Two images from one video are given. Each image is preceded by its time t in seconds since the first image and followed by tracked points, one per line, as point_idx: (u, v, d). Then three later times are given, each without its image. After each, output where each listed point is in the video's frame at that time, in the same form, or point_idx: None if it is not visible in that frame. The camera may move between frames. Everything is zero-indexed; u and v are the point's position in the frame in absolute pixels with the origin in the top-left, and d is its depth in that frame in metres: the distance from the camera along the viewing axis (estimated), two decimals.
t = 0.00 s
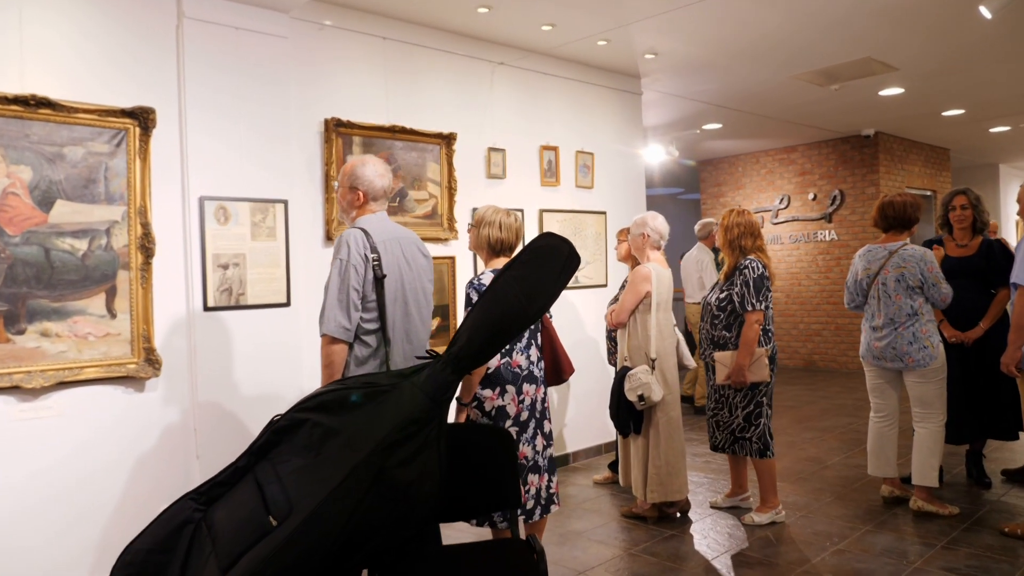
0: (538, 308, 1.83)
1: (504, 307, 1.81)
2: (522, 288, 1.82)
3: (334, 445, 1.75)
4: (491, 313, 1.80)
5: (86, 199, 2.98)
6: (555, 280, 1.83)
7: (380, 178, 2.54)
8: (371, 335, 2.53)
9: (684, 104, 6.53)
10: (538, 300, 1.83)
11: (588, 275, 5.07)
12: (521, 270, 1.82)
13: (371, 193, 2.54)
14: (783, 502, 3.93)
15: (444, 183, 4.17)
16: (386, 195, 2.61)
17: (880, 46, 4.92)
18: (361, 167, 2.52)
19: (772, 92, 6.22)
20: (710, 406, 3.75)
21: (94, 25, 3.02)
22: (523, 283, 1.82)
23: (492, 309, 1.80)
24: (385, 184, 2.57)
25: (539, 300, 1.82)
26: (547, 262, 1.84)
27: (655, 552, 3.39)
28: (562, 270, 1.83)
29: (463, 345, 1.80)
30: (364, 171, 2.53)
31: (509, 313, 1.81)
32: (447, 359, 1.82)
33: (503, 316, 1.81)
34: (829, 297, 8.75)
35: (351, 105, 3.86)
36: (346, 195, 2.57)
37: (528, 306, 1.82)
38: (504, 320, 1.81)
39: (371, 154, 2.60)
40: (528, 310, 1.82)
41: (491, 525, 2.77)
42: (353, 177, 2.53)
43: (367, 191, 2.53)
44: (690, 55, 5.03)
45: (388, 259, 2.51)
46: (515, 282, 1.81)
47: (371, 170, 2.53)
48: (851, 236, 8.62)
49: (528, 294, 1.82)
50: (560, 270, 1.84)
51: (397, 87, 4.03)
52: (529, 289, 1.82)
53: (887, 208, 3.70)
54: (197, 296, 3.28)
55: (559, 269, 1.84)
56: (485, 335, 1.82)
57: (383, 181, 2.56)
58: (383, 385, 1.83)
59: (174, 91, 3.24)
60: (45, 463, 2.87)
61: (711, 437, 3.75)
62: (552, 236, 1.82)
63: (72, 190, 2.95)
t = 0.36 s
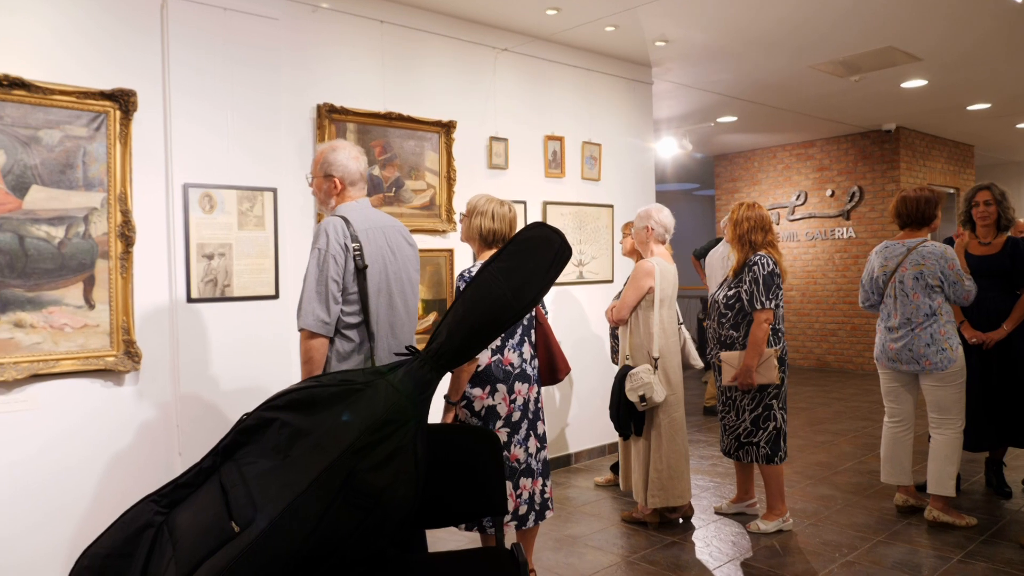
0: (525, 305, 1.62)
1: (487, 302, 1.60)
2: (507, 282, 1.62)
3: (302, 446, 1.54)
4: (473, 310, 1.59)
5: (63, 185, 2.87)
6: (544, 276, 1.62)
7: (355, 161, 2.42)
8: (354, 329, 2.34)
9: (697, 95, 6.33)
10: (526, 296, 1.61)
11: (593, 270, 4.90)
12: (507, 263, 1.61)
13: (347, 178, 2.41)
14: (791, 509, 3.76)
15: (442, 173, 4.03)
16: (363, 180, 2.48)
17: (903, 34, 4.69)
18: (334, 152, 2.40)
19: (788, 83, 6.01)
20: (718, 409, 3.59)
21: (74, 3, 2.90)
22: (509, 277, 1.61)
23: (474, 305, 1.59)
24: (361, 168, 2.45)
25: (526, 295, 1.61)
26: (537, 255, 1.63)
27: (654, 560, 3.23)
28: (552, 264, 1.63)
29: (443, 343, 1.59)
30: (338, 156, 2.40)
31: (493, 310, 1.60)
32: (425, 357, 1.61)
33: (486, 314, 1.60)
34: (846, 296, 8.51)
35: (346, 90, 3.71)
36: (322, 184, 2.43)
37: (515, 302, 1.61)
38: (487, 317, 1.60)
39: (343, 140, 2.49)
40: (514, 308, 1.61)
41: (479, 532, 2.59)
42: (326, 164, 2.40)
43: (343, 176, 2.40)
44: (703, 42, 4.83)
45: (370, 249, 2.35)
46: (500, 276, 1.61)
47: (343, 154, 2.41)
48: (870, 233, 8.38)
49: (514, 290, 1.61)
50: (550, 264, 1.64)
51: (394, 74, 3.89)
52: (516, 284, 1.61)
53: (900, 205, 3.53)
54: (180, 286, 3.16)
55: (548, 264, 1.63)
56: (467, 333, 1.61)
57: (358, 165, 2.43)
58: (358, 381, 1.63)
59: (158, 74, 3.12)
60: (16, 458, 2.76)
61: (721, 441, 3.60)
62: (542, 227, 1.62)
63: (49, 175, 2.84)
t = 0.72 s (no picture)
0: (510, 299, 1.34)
1: (464, 294, 1.31)
2: (490, 273, 1.33)
3: (261, 451, 1.24)
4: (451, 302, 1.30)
5: (31, 174, 2.73)
6: (531, 267, 1.35)
7: (321, 146, 2.25)
8: (330, 325, 2.18)
9: (704, 82, 6.13)
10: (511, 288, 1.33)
11: (595, 262, 4.72)
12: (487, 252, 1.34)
13: (314, 164, 2.25)
14: (801, 513, 3.58)
15: (435, 161, 3.87)
16: (332, 165, 2.31)
17: (918, 14, 4.49)
18: (298, 138, 2.22)
19: (799, 68, 5.79)
20: (723, 407, 3.42)
21: None
22: (491, 266, 1.33)
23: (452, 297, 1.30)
24: (327, 152, 2.28)
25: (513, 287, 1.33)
26: (522, 242, 1.36)
27: (655, 567, 3.07)
28: (539, 254, 1.36)
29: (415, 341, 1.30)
30: (302, 141, 2.23)
31: (473, 305, 1.31)
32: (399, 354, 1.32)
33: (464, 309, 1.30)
34: (858, 288, 8.30)
35: (333, 75, 3.55)
36: (288, 173, 2.27)
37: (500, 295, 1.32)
38: (466, 312, 1.30)
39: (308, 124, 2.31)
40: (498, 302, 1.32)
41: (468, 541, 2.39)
42: (290, 152, 2.24)
43: (309, 163, 2.23)
44: (709, 24, 4.64)
45: (345, 240, 2.20)
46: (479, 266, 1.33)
47: (306, 140, 2.24)
48: (883, 224, 8.16)
49: (496, 282, 1.33)
50: (537, 254, 1.37)
51: (384, 59, 3.72)
52: (499, 274, 1.33)
53: (924, 190, 3.32)
54: (156, 281, 3.03)
55: (535, 254, 1.36)
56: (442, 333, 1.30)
57: (324, 149, 2.26)
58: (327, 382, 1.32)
59: (131, 59, 2.98)
60: None
61: (726, 441, 3.43)
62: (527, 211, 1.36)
63: (15, 164, 2.70)
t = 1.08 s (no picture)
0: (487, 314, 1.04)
1: (436, 307, 1.00)
2: (468, 279, 1.03)
3: (215, 481, 1.00)
4: (421, 314, 1.00)
5: None
6: (511, 274, 1.06)
7: (285, 143, 2.12)
8: (298, 336, 2.03)
9: (705, 77, 5.96)
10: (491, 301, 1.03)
11: (592, 263, 4.56)
12: (463, 256, 1.03)
13: (278, 162, 2.12)
14: (809, 525, 3.41)
15: (423, 160, 3.71)
16: (298, 164, 2.18)
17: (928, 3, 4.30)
18: (259, 135, 2.10)
19: (803, 61, 5.62)
20: (727, 416, 3.26)
21: None
22: (470, 272, 1.03)
23: (421, 309, 0.99)
24: (293, 150, 2.15)
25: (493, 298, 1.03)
26: (505, 244, 1.06)
27: None
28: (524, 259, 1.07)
29: (375, 362, 1.00)
30: (263, 138, 2.11)
31: (444, 321, 1.01)
32: (361, 371, 1.03)
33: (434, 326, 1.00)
34: (865, 287, 8.11)
35: (315, 70, 3.39)
36: (251, 174, 2.14)
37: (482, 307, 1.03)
38: (437, 326, 1.00)
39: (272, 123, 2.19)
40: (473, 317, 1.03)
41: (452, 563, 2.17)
42: (252, 150, 2.11)
43: (273, 160, 2.10)
44: (709, 16, 4.46)
45: (314, 243, 2.04)
46: (455, 272, 1.02)
47: (269, 136, 2.12)
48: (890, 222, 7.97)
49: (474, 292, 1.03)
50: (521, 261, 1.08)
51: (368, 53, 3.56)
52: (477, 281, 1.03)
53: (936, 184, 3.15)
54: (127, 288, 2.88)
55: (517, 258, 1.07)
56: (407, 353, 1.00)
57: (288, 145, 2.14)
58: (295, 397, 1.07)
59: (98, 54, 2.82)
60: None
61: (730, 451, 3.26)
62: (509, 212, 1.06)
63: None
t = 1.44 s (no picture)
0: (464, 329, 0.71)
1: (403, 325, 0.68)
2: (442, 289, 0.69)
3: (168, 515, 0.70)
4: (387, 334, 0.68)
5: None
6: (497, 282, 0.71)
7: (250, 143, 1.99)
8: (264, 351, 1.89)
9: (712, 76, 5.79)
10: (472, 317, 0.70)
11: (594, 269, 4.40)
12: (437, 257, 0.70)
13: (242, 164, 1.99)
14: (824, 543, 3.23)
15: (415, 163, 3.57)
16: (266, 166, 2.06)
17: None
18: (221, 136, 1.98)
19: (813, 57, 5.44)
20: (735, 429, 3.08)
21: None
22: (442, 280, 0.69)
23: (387, 327, 0.68)
24: (260, 151, 2.03)
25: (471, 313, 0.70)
26: (483, 245, 0.71)
27: None
28: (507, 264, 0.72)
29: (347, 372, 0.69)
30: (226, 139, 1.99)
31: (413, 343, 0.68)
32: (325, 388, 0.72)
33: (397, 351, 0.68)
34: (880, 291, 7.89)
35: (301, 70, 3.25)
36: (216, 177, 2.02)
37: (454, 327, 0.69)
38: (405, 350, 0.68)
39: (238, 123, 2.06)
40: (450, 338, 0.70)
41: None
42: (214, 152, 1.99)
43: (236, 162, 1.98)
44: (714, 12, 4.30)
45: (281, 251, 1.91)
46: (428, 279, 0.69)
47: (232, 136, 1.99)
48: (905, 223, 7.75)
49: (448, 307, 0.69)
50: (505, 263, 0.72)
51: (357, 52, 3.42)
52: (454, 292, 0.69)
53: (956, 183, 2.98)
54: (101, 298, 2.75)
55: (497, 264, 0.72)
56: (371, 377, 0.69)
57: (253, 145, 2.01)
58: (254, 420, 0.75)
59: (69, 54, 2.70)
60: None
61: (739, 467, 3.08)
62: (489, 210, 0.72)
63: None
